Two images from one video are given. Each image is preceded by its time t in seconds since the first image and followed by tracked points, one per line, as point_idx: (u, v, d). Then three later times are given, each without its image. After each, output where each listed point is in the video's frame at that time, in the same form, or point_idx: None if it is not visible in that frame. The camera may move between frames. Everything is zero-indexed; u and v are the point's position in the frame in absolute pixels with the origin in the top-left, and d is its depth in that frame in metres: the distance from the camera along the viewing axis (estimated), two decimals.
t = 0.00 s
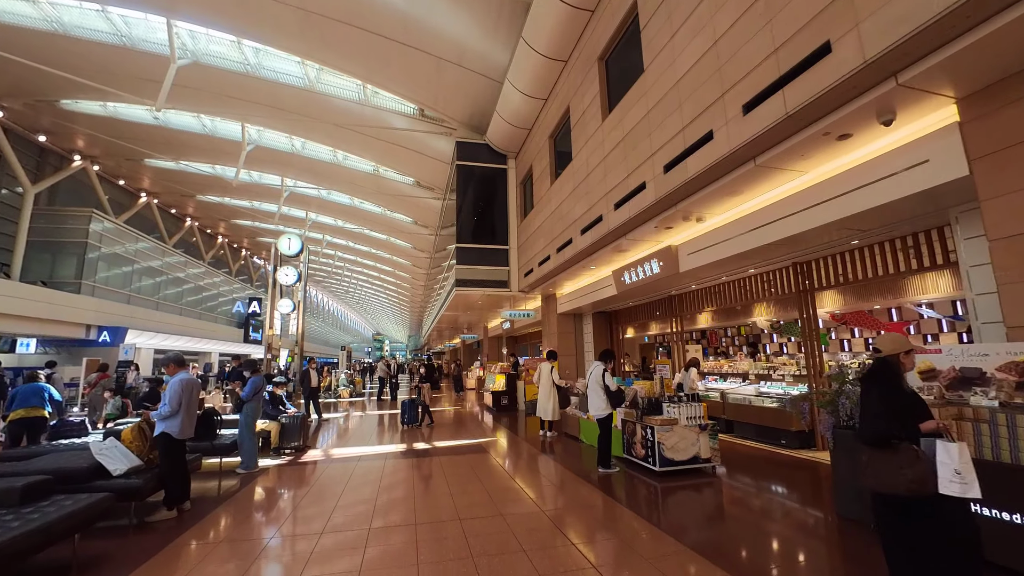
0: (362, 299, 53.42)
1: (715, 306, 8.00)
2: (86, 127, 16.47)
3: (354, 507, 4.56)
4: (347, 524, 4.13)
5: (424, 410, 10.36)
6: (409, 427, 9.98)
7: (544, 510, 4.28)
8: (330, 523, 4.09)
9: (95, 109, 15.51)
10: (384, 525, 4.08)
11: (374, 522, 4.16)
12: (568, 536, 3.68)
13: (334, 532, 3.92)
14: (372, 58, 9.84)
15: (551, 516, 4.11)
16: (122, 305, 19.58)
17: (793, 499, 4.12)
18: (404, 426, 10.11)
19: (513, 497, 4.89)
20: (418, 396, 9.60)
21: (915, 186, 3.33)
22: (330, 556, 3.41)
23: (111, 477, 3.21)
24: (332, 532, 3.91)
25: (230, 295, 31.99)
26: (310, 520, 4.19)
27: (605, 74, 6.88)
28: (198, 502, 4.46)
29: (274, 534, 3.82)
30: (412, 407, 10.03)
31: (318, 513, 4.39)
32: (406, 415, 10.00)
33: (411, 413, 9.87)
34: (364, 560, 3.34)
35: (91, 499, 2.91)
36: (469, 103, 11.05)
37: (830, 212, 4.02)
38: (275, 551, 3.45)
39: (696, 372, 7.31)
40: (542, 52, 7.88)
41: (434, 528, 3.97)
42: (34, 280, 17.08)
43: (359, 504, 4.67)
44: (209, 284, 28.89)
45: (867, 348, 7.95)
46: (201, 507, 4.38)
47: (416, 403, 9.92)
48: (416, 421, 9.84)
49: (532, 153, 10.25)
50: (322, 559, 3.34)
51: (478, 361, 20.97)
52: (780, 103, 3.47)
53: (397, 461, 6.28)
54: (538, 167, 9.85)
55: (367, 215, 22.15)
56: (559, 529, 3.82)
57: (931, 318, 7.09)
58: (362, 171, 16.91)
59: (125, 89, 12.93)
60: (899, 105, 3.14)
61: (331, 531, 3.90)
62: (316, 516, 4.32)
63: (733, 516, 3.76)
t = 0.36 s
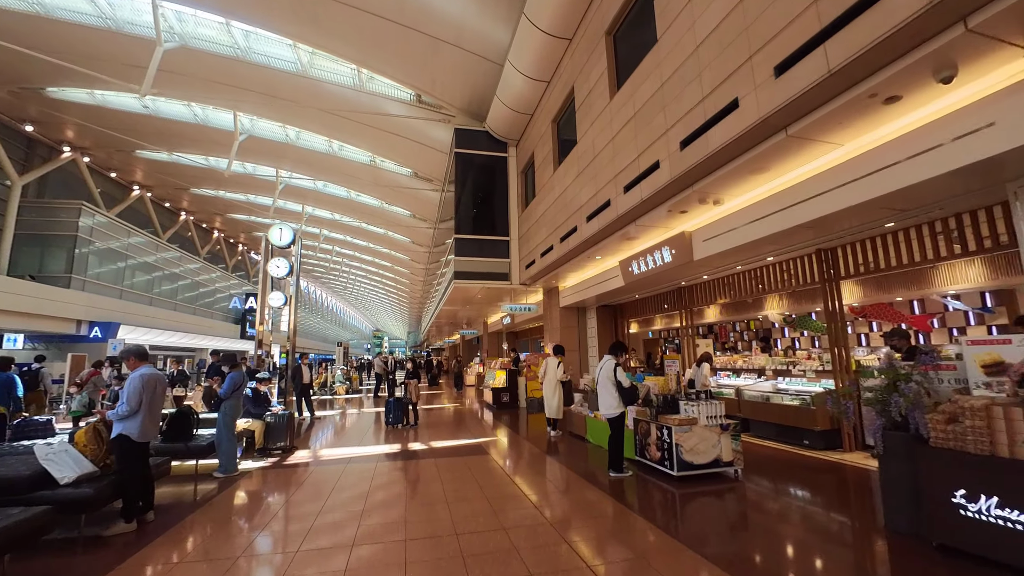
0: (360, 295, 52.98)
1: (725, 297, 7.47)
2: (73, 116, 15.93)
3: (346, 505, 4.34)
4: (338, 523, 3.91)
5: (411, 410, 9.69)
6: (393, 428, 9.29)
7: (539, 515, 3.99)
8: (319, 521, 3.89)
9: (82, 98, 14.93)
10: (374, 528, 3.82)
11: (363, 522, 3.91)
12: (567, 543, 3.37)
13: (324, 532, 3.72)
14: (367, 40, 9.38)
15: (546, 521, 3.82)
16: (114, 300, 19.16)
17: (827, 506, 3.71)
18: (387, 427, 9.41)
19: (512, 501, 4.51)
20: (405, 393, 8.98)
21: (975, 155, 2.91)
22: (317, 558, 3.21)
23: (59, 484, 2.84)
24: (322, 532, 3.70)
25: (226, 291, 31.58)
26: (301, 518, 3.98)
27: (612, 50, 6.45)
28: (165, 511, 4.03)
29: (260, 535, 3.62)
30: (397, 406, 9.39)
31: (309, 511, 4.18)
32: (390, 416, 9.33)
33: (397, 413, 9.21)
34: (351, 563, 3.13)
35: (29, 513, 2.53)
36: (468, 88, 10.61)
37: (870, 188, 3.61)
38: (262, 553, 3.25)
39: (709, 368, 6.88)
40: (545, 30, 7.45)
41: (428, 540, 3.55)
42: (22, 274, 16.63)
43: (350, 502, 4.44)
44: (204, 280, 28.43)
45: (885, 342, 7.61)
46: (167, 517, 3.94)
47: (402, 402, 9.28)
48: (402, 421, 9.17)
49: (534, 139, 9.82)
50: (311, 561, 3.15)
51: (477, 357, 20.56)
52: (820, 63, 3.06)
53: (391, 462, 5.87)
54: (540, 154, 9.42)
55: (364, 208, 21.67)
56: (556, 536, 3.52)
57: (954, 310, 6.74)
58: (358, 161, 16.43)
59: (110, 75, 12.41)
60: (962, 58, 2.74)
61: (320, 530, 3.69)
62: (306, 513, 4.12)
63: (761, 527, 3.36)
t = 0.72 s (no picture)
0: (362, 291, 52.56)
1: (744, 289, 6.99)
2: (66, 106, 15.49)
3: (347, 501, 4.31)
4: (338, 526, 3.78)
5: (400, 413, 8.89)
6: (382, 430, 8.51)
7: (541, 516, 3.94)
8: (319, 525, 3.76)
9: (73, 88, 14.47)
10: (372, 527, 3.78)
11: (362, 521, 3.87)
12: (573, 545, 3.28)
13: (322, 536, 3.60)
14: (366, 21, 8.90)
15: (550, 522, 3.75)
16: (111, 296, 18.83)
17: (884, 523, 3.24)
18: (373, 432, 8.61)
19: (521, 513, 4.06)
20: (391, 393, 8.24)
21: None
22: (314, 559, 3.17)
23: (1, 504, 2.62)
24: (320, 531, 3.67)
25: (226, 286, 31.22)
26: (299, 521, 3.84)
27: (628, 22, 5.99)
28: (130, 529, 3.55)
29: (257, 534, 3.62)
30: (385, 407, 8.65)
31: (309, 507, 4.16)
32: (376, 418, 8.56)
33: (383, 415, 8.43)
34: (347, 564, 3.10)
35: None
36: (471, 72, 10.13)
37: (941, 158, 3.09)
38: (259, 557, 3.16)
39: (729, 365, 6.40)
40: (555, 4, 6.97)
41: (432, 561, 3.13)
42: (16, 269, 16.26)
43: (351, 497, 4.40)
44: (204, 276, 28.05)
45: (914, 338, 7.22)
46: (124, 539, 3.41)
47: (389, 402, 8.53)
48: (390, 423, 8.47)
49: (541, 126, 9.37)
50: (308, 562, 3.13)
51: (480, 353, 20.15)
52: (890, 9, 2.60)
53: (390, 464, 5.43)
54: (548, 140, 8.93)
55: (364, 201, 21.21)
56: (564, 538, 3.43)
57: (994, 304, 6.31)
58: (358, 152, 15.98)
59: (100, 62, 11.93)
60: None
61: (318, 530, 3.66)
62: (305, 510, 4.10)
63: (809, 546, 2.96)
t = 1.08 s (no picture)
0: (363, 287, 52.14)
1: (769, 280, 6.50)
2: (57, 97, 15.04)
3: (348, 499, 4.11)
4: (332, 540, 3.37)
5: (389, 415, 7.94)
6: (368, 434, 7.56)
7: (548, 515, 3.73)
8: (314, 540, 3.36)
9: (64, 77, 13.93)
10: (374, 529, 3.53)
11: (361, 520, 3.69)
12: (581, 549, 3.06)
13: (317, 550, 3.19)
14: None
15: (555, 522, 3.55)
16: (108, 291, 18.45)
17: (959, 539, 2.80)
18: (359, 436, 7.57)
19: (537, 524, 3.63)
20: (383, 391, 7.31)
21: None
22: None
23: None
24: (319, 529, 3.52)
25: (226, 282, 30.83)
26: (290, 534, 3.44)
27: None
28: (92, 548, 3.12)
29: (254, 533, 3.47)
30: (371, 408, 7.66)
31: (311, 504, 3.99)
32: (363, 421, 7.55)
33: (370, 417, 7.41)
34: (346, 566, 2.95)
35: None
36: (475, 55, 9.67)
37: None
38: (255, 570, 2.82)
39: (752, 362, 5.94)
40: None
41: None
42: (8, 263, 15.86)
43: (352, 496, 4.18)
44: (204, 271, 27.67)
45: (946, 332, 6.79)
46: (80, 561, 2.93)
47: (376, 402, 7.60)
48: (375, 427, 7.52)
49: (549, 110, 8.90)
50: (309, 560, 3.03)
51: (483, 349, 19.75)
52: None
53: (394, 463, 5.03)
54: (556, 125, 8.47)
55: (364, 194, 20.77)
56: (571, 542, 3.19)
57: None
58: (357, 142, 15.51)
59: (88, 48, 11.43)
60: None
61: (318, 526, 3.55)
62: (306, 505, 3.98)
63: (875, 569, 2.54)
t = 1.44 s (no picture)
0: (362, 281, 51.64)
1: (796, 270, 6.01)
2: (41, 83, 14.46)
3: (341, 498, 3.77)
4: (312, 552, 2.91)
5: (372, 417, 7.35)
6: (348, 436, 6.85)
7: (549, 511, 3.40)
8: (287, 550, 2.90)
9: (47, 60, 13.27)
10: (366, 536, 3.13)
11: (351, 519, 3.37)
12: (583, 551, 2.72)
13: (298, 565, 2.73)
14: None
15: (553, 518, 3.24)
16: (98, 284, 17.98)
17: None
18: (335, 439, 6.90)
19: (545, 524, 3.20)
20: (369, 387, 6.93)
21: None
22: None
23: None
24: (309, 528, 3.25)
25: (223, 275, 30.34)
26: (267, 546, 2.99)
27: None
28: (30, 570, 2.66)
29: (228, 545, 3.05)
30: (353, 408, 7.03)
31: (302, 501, 3.71)
32: (343, 423, 6.90)
33: (352, 417, 6.75)
34: (338, 561, 2.75)
35: None
36: (476, 33, 9.15)
37: None
38: None
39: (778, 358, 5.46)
40: None
41: None
42: None
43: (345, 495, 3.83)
44: (199, 265, 27.20)
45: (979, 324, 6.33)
46: None
47: (361, 401, 7.02)
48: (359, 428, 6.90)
49: (554, 90, 8.42)
50: (303, 559, 2.81)
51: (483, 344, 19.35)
52: None
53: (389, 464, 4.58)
54: (562, 105, 7.98)
55: (362, 185, 20.26)
56: (572, 542, 2.85)
57: None
58: (353, 129, 15.00)
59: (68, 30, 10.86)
60: None
61: (312, 521, 3.32)
62: (292, 506, 3.67)
63: None
